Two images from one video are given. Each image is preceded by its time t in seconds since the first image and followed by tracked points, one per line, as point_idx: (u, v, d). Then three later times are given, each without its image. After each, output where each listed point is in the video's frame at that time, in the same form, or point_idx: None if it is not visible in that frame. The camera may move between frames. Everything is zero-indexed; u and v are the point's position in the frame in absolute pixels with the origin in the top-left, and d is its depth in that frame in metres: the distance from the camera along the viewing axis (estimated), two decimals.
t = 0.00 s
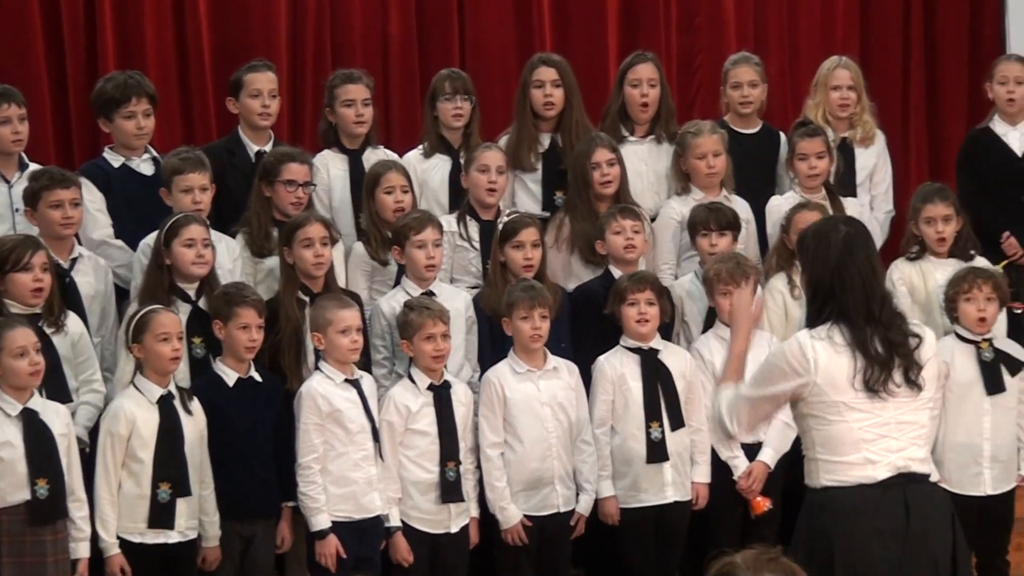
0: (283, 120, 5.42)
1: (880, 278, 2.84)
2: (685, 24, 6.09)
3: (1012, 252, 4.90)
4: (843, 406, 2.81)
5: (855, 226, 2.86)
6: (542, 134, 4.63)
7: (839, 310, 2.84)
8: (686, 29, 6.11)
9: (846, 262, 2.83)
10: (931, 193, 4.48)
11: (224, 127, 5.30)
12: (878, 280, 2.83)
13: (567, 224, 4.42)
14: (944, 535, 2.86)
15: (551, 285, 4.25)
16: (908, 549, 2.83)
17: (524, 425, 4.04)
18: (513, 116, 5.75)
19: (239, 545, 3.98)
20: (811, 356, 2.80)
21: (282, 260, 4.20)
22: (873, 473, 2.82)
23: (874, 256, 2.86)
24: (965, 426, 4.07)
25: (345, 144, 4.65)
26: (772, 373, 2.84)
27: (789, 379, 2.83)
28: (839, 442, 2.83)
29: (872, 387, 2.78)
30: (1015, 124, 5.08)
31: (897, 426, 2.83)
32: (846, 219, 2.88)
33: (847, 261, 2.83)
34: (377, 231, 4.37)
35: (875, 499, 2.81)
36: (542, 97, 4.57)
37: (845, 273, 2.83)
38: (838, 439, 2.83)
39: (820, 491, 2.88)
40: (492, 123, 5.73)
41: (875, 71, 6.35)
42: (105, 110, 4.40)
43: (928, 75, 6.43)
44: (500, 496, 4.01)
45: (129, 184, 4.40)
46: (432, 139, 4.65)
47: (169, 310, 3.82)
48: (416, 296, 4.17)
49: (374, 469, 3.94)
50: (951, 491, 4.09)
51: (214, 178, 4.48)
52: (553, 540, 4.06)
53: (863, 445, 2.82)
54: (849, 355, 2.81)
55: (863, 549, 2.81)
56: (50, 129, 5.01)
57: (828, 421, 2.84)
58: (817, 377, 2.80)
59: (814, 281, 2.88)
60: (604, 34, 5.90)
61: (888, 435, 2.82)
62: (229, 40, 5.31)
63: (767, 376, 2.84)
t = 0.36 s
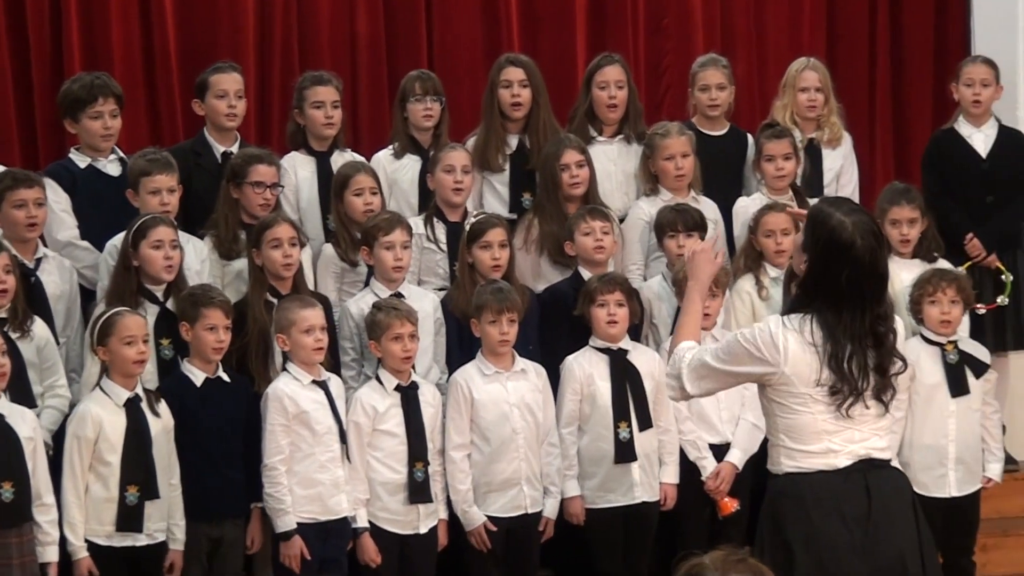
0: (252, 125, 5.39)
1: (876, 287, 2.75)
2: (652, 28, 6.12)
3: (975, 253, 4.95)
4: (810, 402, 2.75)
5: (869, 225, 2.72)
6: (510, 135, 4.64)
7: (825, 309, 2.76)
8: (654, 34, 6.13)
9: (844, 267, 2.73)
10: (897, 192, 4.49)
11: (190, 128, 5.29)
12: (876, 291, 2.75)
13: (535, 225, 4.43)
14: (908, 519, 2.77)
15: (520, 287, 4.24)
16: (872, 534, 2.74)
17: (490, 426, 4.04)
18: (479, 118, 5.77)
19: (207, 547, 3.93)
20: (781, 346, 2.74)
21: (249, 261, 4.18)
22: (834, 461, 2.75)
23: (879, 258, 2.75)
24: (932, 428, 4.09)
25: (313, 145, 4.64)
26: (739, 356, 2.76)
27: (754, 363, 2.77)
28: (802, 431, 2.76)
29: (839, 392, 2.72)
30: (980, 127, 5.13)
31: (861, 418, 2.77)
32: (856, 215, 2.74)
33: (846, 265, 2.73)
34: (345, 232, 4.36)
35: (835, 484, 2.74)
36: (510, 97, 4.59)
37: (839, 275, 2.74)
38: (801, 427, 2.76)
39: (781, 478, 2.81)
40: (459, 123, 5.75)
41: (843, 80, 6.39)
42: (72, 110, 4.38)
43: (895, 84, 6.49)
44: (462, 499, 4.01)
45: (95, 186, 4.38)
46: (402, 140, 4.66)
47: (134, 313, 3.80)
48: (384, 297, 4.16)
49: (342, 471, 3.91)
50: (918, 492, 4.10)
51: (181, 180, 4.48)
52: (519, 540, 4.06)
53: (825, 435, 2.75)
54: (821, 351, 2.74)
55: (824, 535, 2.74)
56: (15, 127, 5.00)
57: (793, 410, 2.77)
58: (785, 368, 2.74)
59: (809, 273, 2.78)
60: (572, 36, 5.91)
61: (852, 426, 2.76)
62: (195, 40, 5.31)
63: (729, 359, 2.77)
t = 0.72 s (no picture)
0: (223, 122, 5.48)
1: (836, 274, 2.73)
2: (626, 28, 6.43)
3: (945, 254, 4.98)
4: (785, 412, 2.73)
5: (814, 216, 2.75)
6: (484, 137, 4.73)
7: (791, 308, 2.74)
8: (626, 33, 6.45)
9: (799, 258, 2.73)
10: (863, 193, 4.50)
11: (161, 130, 5.37)
12: (835, 273, 2.73)
13: (507, 228, 4.49)
14: (878, 530, 2.79)
15: (492, 288, 4.24)
16: (840, 545, 2.76)
17: (462, 428, 4.04)
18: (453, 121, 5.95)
19: (179, 548, 3.90)
20: (755, 360, 2.71)
21: (222, 263, 4.16)
22: (806, 473, 2.76)
23: (830, 246, 2.76)
24: (904, 429, 4.10)
25: (286, 144, 4.64)
26: (725, 420, 2.78)
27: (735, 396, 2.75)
28: (776, 444, 2.76)
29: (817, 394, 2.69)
30: (950, 127, 5.13)
31: (835, 430, 2.76)
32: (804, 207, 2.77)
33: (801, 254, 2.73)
34: (318, 233, 4.36)
35: (807, 496, 2.75)
36: (483, 98, 4.67)
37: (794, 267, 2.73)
38: (775, 440, 2.76)
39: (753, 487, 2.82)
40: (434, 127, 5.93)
41: (818, 89, 6.88)
42: (43, 111, 4.37)
43: (867, 93, 7.04)
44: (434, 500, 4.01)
45: (66, 188, 4.37)
46: (378, 141, 4.67)
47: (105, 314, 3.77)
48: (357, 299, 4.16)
49: (313, 472, 3.89)
50: (889, 493, 4.10)
51: (153, 181, 4.49)
52: (491, 542, 4.06)
53: (799, 448, 2.75)
54: (795, 357, 2.71)
55: (794, 544, 2.75)
56: None
57: (768, 423, 2.75)
58: (760, 382, 2.71)
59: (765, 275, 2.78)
60: (544, 42, 6.13)
61: (826, 438, 2.75)
62: (166, 43, 5.39)
63: (718, 426, 2.79)
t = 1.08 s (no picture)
0: (199, 124, 5.46)
1: (801, 278, 2.75)
2: (603, 28, 6.44)
3: (922, 254, 4.98)
4: (753, 416, 2.74)
5: (786, 218, 2.75)
6: (461, 138, 4.77)
7: (756, 311, 2.76)
8: (602, 34, 6.45)
9: (767, 262, 2.74)
10: (832, 197, 4.52)
11: (137, 131, 5.37)
12: (801, 273, 2.75)
13: (484, 228, 4.53)
14: (847, 536, 2.82)
15: (470, 290, 4.23)
16: (808, 549, 2.78)
17: (439, 430, 4.02)
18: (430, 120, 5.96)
19: (155, 550, 3.90)
20: (720, 363, 2.73)
21: (197, 263, 4.13)
22: (776, 477, 2.77)
23: (799, 251, 2.75)
24: (879, 428, 4.12)
25: (261, 147, 4.66)
26: (690, 417, 2.80)
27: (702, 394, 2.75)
28: (745, 448, 2.77)
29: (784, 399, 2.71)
30: (925, 128, 5.14)
31: (804, 432, 2.77)
32: (774, 210, 2.78)
33: (768, 257, 2.74)
34: (293, 235, 4.37)
35: (776, 499, 2.77)
36: (461, 98, 4.71)
37: (762, 271, 2.75)
38: (744, 444, 2.77)
39: (723, 491, 2.83)
40: (412, 127, 5.94)
41: (796, 88, 6.92)
42: (16, 112, 4.36)
43: (843, 95, 7.09)
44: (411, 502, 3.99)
45: (41, 190, 4.36)
46: (353, 143, 4.71)
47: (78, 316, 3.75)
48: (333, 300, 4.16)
49: (289, 474, 3.86)
50: (864, 493, 4.12)
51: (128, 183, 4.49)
52: (468, 543, 4.05)
53: (768, 451, 2.76)
54: (761, 363, 2.73)
55: (762, 547, 2.77)
56: None
57: (737, 428, 2.77)
58: (726, 385, 2.73)
59: (733, 278, 2.80)
60: (520, 43, 6.15)
61: (795, 442, 2.77)
62: (142, 43, 5.37)
63: (682, 423, 2.81)
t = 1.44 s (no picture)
0: (200, 125, 5.45)
1: (838, 290, 2.66)
2: (603, 29, 6.44)
3: (922, 255, 4.98)
4: (758, 409, 2.69)
5: (838, 224, 2.64)
6: (461, 138, 4.76)
7: (781, 309, 2.69)
8: (603, 34, 6.45)
9: (806, 264, 2.66)
10: (829, 197, 4.64)
11: (137, 131, 5.37)
12: (840, 284, 2.66)
13: (483, 227, 4.52)
14: (855, 535, 2.73)
15: (470, 291, 4.23)
16: (812, 547, 2.70)
17: (440, 430, 4.02)
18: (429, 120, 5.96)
19: (154, 550, 3.91)
20: (734, 352, 2.67)
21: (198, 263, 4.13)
22: (779, 472, 2.70)
23: (844, 261, 2.65)
24: (878, 430, 4.11)
25: (259, 147, 4.66)
26: (692, 379, 2.71)
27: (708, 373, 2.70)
28: (749, 440, 2.71)
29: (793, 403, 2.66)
30: (925, 128, 5.14)
31: (811, 431, 2.71)
32: (829, 214, 2.67)
33: (806, 260, 2.66)
34: (293, 235, 4.37)
35: (779, 494, 2.70)
36: (460, 98, 4.71)
37: (799, 273, 2.67)
38: (748, 436, 2.71)
39: (727, 485, 2.77)
40: (411, 128, 5.94)
41: (795, 88, 6.91)
42: (16, 112, 4.36)
43: (842, 96, 7.09)
44: (411, 502, 3.98)
45: (41, 190, 4.36)
46: (351, 143, 4.71)
47: (75, 316, 3.74)
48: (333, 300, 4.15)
49: (291, 474, 3.86)
50: (866, 495, 4.12)
51: (127, 182, 4.49)
52: (468, 544, 4.04)
53: (773, 446, 2.70)
54: (774, 360, 2.67)
55: (765, 543, 2.70)
56: None
57: (742, 418, 2.72)
58: (736, 374, 2.68)
59: (772, 271, 2.73)
60: (520, 43, 6.15)
61: (802, 439, 2.71)
62: (141, 43, 5.37)
63: (683, 382, 2.71)
